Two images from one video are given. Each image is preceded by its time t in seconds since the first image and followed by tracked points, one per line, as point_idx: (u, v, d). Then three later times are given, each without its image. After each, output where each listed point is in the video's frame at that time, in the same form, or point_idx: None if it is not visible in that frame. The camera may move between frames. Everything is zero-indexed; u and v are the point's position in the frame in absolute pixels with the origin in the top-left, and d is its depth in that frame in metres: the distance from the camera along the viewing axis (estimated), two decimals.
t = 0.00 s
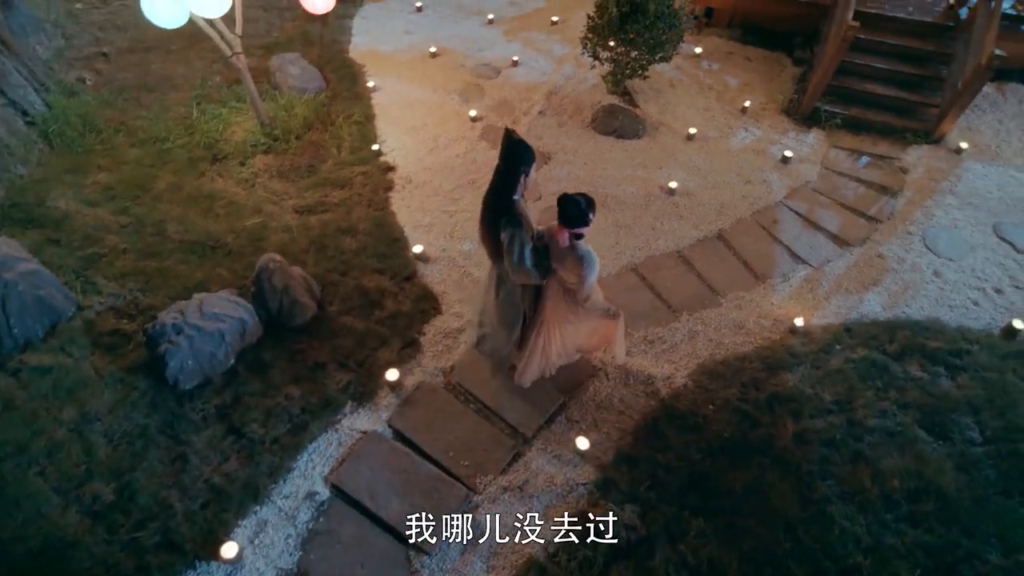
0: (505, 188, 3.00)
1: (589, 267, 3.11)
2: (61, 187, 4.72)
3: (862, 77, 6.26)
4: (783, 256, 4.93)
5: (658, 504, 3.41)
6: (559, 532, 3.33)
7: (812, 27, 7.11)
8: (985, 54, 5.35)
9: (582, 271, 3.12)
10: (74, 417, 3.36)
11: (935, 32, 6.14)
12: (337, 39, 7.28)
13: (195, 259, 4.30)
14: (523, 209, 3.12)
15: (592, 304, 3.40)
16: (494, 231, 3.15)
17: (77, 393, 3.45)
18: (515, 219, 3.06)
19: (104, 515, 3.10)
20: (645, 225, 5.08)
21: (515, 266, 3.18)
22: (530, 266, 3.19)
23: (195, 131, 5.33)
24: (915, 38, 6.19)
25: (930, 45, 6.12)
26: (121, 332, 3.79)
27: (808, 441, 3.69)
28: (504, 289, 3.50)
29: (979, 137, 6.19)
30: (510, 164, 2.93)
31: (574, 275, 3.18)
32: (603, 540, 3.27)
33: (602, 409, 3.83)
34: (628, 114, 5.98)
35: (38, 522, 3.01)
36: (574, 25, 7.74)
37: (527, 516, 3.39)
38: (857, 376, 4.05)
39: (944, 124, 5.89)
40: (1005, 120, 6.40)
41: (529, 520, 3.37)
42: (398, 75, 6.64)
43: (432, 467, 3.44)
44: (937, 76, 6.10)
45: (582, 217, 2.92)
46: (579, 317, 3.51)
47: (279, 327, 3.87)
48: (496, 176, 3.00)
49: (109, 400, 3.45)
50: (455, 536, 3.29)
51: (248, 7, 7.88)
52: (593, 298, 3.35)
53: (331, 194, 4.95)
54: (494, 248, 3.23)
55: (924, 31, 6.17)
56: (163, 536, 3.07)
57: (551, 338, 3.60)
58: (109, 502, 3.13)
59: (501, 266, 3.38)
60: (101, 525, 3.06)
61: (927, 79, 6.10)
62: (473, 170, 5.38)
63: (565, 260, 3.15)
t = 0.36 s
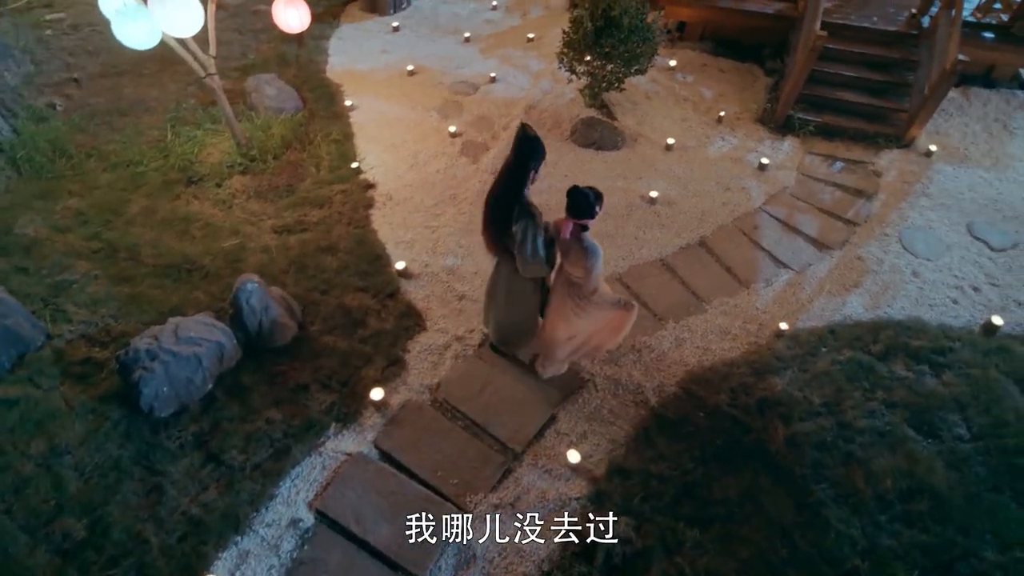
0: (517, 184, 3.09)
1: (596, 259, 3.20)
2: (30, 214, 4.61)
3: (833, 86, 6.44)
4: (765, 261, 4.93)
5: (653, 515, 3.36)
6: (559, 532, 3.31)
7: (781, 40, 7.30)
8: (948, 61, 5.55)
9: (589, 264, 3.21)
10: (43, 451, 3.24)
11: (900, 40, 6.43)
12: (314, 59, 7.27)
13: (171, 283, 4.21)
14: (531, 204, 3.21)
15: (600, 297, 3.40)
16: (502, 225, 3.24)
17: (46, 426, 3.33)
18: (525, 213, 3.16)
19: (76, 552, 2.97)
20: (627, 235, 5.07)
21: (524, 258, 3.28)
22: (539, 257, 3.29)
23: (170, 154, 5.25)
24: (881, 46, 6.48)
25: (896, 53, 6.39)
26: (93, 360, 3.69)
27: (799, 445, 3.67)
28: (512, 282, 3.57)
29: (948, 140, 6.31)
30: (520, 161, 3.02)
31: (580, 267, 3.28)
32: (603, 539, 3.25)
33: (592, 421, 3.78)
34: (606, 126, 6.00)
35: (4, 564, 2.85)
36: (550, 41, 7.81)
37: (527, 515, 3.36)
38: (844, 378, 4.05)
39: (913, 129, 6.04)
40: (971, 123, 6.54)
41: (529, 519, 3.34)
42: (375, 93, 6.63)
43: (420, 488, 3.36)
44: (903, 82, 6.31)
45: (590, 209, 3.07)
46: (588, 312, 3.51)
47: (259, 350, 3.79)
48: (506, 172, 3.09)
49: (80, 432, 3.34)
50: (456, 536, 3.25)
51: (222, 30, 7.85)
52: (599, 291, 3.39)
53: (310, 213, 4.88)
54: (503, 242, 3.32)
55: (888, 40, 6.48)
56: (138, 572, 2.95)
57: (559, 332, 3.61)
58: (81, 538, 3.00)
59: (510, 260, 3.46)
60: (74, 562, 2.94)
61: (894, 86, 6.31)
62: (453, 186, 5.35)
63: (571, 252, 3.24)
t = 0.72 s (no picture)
0: (541, 184, 3.14)
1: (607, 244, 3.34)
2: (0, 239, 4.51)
3: (806, 94, 6.53)
4: (750, 267, 4.93)
5: (648, 527, 3.31)
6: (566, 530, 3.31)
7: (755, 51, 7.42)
8: (917, 68, 5.66)
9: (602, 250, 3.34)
10: (12, 483, 3.14)
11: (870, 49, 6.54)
12: (293, 78, 7.23)
13: (147, 305, 4.12)
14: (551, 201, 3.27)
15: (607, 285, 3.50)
16: (523, 222, 3.29)
17: (15, 457, 3.23)
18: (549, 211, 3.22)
19: None
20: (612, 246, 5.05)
21: (546, 254, 3.32)
22: (560, 253, 3.32)
23: (146, 175, 5.17)
24: (854, 54, 6.58)
25: (867, 61, 6.50)
26: (65, 387, 3.59)
27: (792, 449, 3.64)
28: (521, 282, 3.59)
29: (920, 145, 6.38)
30: (545, 160, 3.06)
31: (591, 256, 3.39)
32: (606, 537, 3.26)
33: (583, 432, 3.73)
34: (587, 138, 6.03)
35: None
36: (529, 56, 7.86)
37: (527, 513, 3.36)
38: (833, 380, 4.04)
39: (887, 134, 6.11)
40: (942, 128, 6.63)
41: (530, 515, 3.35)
42: (355, 111, 6.60)
43: (409, 507, 3.28)
44: (874, 89, 6.41)
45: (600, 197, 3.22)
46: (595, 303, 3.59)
47: (239, 372, 3.71)
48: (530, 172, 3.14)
49: (51, 462, 3.24)
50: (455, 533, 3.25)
51: (200, 50, 7.80)
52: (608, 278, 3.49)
53: (292, 231, 4.82)
54: (522, 241, 3.36)
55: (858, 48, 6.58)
56: None
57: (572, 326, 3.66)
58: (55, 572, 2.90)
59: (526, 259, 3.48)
60: None
61: (866, 93, 6.40)
62: (436, 200, 5.31)
63: (585, 242, 3.35)
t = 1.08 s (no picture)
0: (555, 176, 3.19)
1: (609, 241, 3.42)
2: None
3: (781, 104, 6.62)
4: (734, 274, 4.93)
5: (643, 539, 3.25)
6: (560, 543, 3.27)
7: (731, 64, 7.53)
8: (888, 76, 5.79)
9: (604, 245, 3.41)
10: None
11: (841, 60, 6.68)
12: (272, 98, 7.19)
13: (122, 330, 4.02)
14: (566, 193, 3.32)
15: (612, 281, 3.60)
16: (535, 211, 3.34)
17: None
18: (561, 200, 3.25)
19: None
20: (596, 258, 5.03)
21: (552, 244, 3.36)
22: (565, 245, 3.37)
23: (121, 197, 5.09)
24: (827, 66, 6.72)
25: (839, 71, 6.62)
26: (35, 417, 3.47)
27: (784, 455, 3.62)
28: (529, 277, 3.68)
29: (894, 152, 6.46)
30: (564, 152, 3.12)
31: (594, 253, 3.46)
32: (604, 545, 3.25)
33: (574, 445, 3.67)
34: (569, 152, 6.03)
35: None
36: (508, 72, 7.90)
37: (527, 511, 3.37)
38: (821, 384, 4.04)
39: (862, 141, 6.19)
40: (914, 134, 6.77)
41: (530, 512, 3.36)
42: (335, 129, 6.56)
43: (398, 529, 3.20)
44: (847, 98, 6.52)
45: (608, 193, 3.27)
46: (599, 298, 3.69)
47: (218, 396, 3.62)
48: (547, 166, 3.20)
49: (21, 496, 3.13)
50: (454, 534, 3.24)
51: (177, 73, 7.74)
52: (612, 274, 3.60)
53: (272, 250, 4.75)
54: (534, 232, 3.42)
55: (829, 59, 6.73)
56: None
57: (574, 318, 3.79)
58: None
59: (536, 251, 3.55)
60: None
61: (840, 102, 6.50)
62: (419, 216, 5.27)
63: (590, 236, 3.42)
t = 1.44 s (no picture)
0: (554, 164, 3.31)
1: (623, 235, 3.54)
2: None
3: (756, 115, 6.71)
4: (717, 282, 4.93)
5: (636, 553, 3.20)
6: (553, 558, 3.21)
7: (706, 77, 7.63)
8: (858, 85, 5.93)
9: (619, 240, 3.55)
10: None
11: (812, 72, 6.83)
12: (250, 118, 7.13)
13: (94, 356, 3.91)
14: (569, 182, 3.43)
15: (625, 278, 3.75)
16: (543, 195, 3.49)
17: None
18: (564, 185, 3.36)
19: None
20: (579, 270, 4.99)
21: (552, 227, 3.49)
22: (566, 234, 3.51)
23: (94, 221, 4.98)
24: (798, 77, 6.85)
25: (810, 83, 6.75)
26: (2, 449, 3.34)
27: (775, 461, 3.59)
28: (542, 273, 3.80)
29: (867, 159, 6.63)
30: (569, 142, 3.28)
31: (611, 249, 3.61)
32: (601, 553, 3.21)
33: (563, 459, 3.61)
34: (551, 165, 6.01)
35: None
36: (488, 89, 7.93)
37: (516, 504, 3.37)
38: (808, 389, 4.03)
39: (836, 149, 6.28)
40: (885, 142, 6.97)
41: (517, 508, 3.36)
42: (314, 147, 6.52)
43: (385, 551, 3.10)
44: (820, 109, 6.64)
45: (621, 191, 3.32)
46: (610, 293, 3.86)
47: (195, 421, 3.52)
48: (550, 158, 3.31)
49: None
50: (454, 534, 3.22)
51: (153, 94, 7.66)
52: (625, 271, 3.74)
53: (251, 269, 4.67)
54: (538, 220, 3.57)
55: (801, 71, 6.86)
56: None
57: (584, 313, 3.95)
58: None
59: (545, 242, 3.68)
60: None
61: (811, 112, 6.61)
62: (401, 232, 5.22)
63: (602, 232, 3.56)
